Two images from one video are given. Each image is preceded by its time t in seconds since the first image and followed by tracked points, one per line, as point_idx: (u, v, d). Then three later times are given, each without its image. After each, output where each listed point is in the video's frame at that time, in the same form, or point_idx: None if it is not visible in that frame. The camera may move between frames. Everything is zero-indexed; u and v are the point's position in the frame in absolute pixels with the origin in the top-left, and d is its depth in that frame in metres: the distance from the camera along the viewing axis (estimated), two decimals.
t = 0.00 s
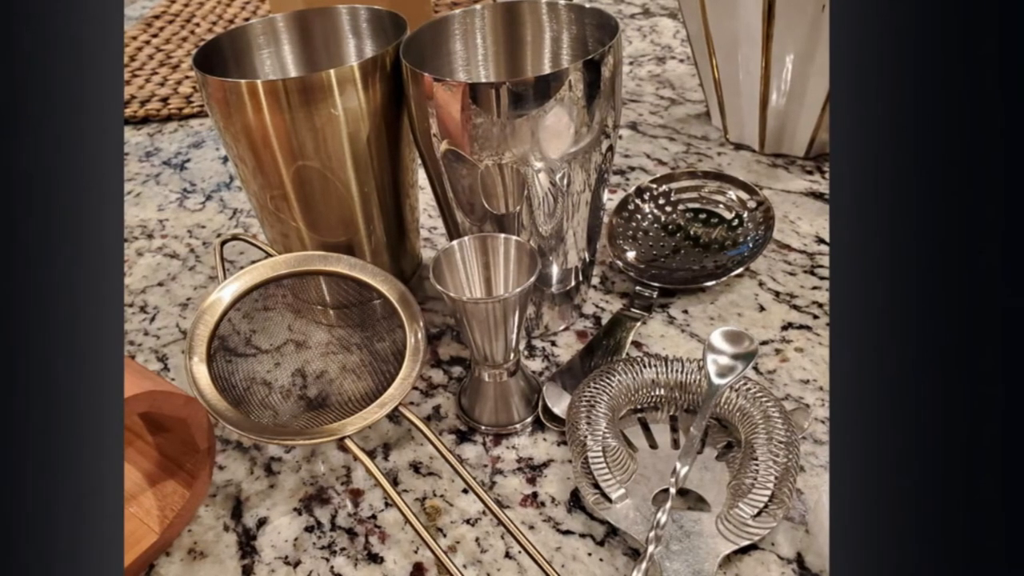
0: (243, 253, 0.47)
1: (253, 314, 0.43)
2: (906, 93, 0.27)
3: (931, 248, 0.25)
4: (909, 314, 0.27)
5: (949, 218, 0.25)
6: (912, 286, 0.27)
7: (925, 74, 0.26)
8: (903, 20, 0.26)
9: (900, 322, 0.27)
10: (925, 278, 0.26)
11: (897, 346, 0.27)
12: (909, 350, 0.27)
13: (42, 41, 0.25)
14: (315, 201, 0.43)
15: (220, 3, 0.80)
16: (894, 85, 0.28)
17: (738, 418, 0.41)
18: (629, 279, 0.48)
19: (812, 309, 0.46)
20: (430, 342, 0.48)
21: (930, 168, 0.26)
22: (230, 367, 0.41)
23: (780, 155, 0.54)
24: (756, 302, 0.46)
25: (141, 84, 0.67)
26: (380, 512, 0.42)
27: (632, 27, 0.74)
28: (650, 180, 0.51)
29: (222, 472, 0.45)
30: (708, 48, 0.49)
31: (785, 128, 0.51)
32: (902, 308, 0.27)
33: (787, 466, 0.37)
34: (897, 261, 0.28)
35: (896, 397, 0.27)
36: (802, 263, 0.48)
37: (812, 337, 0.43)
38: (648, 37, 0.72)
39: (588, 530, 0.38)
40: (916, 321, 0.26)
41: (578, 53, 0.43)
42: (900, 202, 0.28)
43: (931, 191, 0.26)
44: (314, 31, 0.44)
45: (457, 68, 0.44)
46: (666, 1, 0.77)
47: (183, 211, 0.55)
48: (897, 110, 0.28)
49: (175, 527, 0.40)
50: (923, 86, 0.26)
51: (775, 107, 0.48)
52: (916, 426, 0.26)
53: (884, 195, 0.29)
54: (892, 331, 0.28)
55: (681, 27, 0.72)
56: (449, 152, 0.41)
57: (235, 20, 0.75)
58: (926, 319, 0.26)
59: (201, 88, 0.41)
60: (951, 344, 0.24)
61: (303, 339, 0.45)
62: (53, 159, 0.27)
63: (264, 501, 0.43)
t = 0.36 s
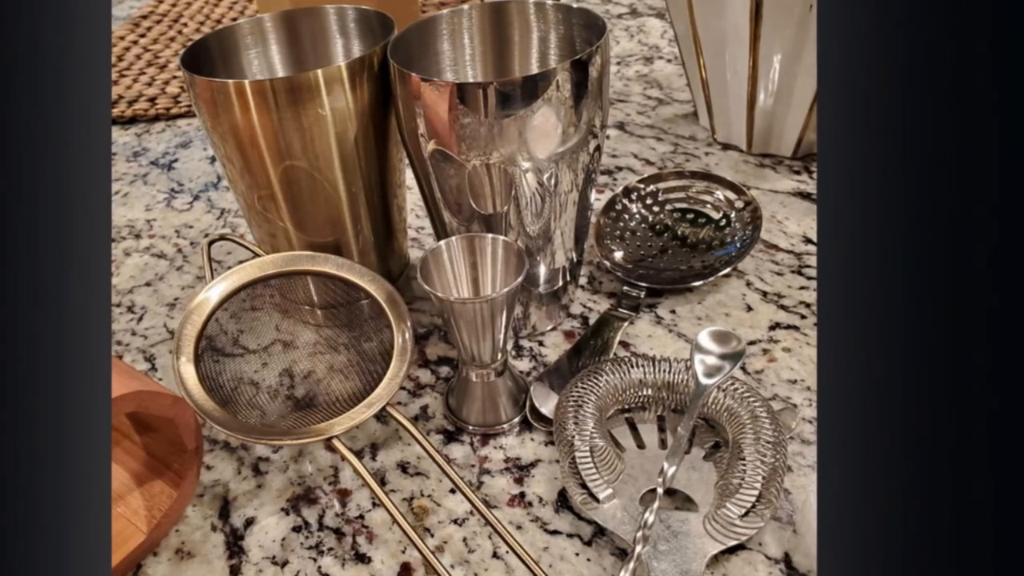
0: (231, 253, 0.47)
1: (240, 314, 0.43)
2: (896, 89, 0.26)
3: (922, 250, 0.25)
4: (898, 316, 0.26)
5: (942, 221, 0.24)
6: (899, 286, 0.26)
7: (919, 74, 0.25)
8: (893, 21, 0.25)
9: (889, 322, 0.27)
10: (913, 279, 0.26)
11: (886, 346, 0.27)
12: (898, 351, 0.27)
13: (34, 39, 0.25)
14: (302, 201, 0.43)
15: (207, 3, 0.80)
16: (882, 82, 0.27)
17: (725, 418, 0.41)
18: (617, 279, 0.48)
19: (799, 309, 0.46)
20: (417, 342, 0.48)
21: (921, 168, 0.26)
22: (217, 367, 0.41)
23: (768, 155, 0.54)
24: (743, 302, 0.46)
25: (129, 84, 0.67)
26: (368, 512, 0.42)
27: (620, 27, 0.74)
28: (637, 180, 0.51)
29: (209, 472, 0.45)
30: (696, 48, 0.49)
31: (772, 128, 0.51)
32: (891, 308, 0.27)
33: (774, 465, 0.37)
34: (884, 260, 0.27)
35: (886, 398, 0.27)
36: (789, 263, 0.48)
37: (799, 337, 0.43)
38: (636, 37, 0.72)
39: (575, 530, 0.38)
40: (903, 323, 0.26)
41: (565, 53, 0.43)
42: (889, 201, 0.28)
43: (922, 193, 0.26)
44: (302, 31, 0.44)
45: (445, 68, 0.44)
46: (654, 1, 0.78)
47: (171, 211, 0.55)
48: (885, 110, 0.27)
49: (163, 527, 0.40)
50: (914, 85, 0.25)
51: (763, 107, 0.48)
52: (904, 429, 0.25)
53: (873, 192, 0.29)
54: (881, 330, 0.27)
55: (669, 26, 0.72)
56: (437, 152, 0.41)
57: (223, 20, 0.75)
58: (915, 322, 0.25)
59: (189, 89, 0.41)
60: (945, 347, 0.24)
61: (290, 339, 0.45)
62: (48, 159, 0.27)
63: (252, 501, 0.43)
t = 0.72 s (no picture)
0: (218, 253, 0.47)
1: (228, 314, 0.43)
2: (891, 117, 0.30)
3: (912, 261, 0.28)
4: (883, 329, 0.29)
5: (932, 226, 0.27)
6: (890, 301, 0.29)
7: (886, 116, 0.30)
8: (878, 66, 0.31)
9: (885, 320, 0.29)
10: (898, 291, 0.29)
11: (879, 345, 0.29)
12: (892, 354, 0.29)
13: None
14: (290, 201, 0.43)
15: (195, 3, 0.80)
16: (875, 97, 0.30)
17: (714, 418, 0.40)
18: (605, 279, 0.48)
19: (787, 309, 0.46)
20: (405, 342, 0.48)
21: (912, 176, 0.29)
22: (205, 367, 0.41)
23: (755, 155, 0.54)
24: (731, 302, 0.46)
25: (116, 84, 0.67)
26: (355, 512, 0.42)
27: (608, 27, 0.74)
28: (625, 180, 0.51)
29: (197, 472, 0.45)
30: (683, 48, 0.49)
31: (759, 128, 0.51)
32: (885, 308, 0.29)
33: (762, 466, 0.37)
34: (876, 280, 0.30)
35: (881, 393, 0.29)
36: (777, 263, 0.48)
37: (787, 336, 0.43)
38: (623, 37, 0.73)
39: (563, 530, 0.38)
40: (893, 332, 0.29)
41: (553, 53, 0.43)
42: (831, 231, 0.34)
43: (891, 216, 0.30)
44: (289, 31, 0.44)
45: (433, 68, 0.44)
46: (642, 1, 0.78)
47: (158, 211, 0.55)
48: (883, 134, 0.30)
49: (151, 527, 0.40)
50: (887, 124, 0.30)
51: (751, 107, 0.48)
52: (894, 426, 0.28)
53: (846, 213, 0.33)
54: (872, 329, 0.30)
55: (656, 26, 0.72)
56: (424, 152, 0.41)
57: (210, 20, 0.75)
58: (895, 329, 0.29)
59: (177, 88, 0.41)
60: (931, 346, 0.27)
61: (278, 339, 0.45)
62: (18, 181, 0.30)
63: (239, 501, 0.43)
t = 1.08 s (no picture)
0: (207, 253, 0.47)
1: (217, 314, 0.43)
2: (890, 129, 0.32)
3: (911, 268, 0.30)
4: (879, 333, 0.31)
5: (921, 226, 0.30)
6: (884, 308, 0.31)
7: (891, 130, 0.32)
8: (883, 80, 0.32)
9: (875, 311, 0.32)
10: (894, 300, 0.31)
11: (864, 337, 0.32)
12: (879, 345, 0.32)
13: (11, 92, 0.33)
14: (279, 202, 0.43)
15: (183, 3, 0.80)
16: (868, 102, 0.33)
17: (701, 418, 0.41)
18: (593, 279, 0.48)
19: (775, 309, 0.46)
20: (394, 342, 0.48)
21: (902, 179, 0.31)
22: (193, 367, 0.41)
23: (744, 155, 0.54)
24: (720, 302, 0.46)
25: (105, 84, 0.67)
26: (344, 512, 0.42)
27: (596, 27, 0.74)
28: (613, 180, 0.52)
29: (185, 472, 0.45)
30: (672, 48, 0.49)
31: (748, 128, 0.51)
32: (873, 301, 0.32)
33: (750, 465, 0.37)
34: (872, 283, 0.32)
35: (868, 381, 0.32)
36: (766, 263, 0.48)
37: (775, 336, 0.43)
38: (612, 37, 0.73)
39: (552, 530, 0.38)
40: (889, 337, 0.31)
41: (541, 53, 0.43)
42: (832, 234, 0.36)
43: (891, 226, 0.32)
44: (278, 31, 0.44)
45: (421, 68, 0.44)
46: (630, 1, 0.78)
47: (147, 211, 0.55)
48: (881, 143, 0.32)
49: (139, 527, 0.40)
50: (890, 136, 0.32)
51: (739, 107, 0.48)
52: (889, 428, 0.30)
53: (844, 217, 0.35)
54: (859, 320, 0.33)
55: (645, 26, 0.72)
56: (413, 152, 0.41)
57: (198, 20, 0.76)
58: (893, 336, 0.31)
59: (165, 88, 0.41)
60: (926, 353, 0.29)
61: (266, 339, 0.45)
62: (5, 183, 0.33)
63: (228, 501, 0.43)
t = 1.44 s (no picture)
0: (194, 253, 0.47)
1: (205, 314, 0.43)
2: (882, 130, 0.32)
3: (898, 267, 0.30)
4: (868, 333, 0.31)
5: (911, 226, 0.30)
6: (874, 305, 0.31)
7: (882, 129, 0.32)
8: (872, 80, 0.32)
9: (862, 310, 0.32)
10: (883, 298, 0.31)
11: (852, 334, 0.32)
12: (866, 342, 0.32)
13: None
14: (267, 201, 0.43)
15: (171, 4, 0.80)
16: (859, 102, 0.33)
17: (688, 418, 0.41)
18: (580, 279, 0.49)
19: (762, 309, 0.46)
20: (381, 342, 0.48)
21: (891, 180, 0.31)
22: (181, 367, 0.41)
23: (732, 155, 0.54)
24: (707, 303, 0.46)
25: (92, 84, 0.67)
26: (331, 511, 0.42)
27: (584, 27, 0.74)
28: (601, 180, 0.52)
29: (173, 471, 0.45)
30: (659, 48, 0.49)
31: (736, 128, 0.51)
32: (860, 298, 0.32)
33: (738, 465, 0.37)
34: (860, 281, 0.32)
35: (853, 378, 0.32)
36: (753, 263, 0.48)
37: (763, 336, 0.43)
38: (600, 37, 0.73)
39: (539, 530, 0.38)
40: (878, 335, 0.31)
41: (529, 53, 0.43)
42: (819, 233, 0.36)
43: (880, 224, 0.32)
44: (265, 31, 0.44)
45: (409, 68, 0.44)
46: (618, 1, 0.78)
47: (134, 211, 0.55)
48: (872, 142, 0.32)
49: (126, 527, 0.40)
50: (880, 136, 0.32)
51: (727, 107, 0.48)
52: (874, 428, 0.30)
53: (831, 215, 0.35)
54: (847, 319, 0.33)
55: (633, 26, 0.72)
56: (400, 152, 0.41)
57: (186, 20, 0.76)
58: (881, 337, 0.31)
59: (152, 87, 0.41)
60: (913, 351, 0.29)
61: (254, 339, 0.45)
62: None
63: (215, 501, 0.43)
